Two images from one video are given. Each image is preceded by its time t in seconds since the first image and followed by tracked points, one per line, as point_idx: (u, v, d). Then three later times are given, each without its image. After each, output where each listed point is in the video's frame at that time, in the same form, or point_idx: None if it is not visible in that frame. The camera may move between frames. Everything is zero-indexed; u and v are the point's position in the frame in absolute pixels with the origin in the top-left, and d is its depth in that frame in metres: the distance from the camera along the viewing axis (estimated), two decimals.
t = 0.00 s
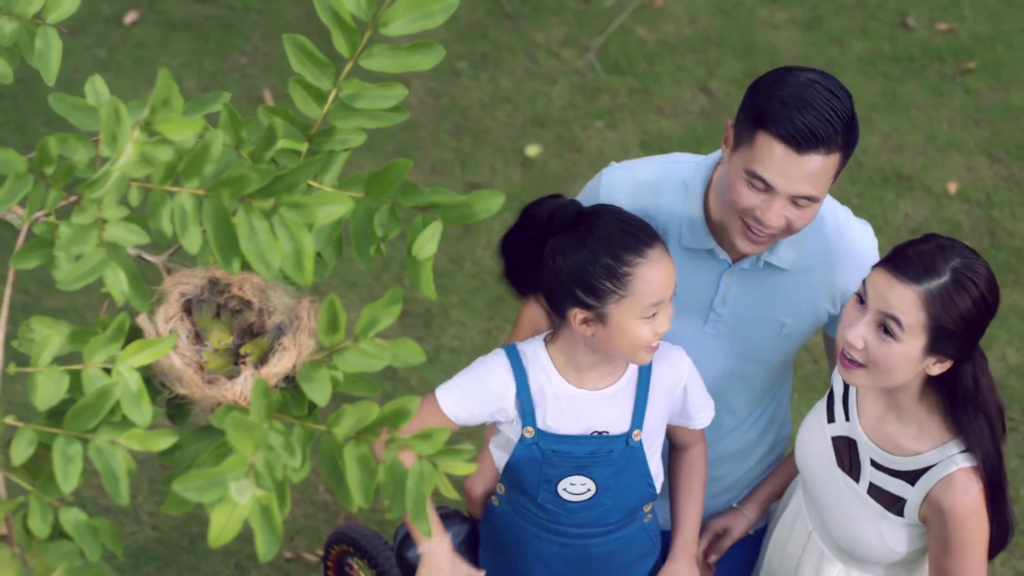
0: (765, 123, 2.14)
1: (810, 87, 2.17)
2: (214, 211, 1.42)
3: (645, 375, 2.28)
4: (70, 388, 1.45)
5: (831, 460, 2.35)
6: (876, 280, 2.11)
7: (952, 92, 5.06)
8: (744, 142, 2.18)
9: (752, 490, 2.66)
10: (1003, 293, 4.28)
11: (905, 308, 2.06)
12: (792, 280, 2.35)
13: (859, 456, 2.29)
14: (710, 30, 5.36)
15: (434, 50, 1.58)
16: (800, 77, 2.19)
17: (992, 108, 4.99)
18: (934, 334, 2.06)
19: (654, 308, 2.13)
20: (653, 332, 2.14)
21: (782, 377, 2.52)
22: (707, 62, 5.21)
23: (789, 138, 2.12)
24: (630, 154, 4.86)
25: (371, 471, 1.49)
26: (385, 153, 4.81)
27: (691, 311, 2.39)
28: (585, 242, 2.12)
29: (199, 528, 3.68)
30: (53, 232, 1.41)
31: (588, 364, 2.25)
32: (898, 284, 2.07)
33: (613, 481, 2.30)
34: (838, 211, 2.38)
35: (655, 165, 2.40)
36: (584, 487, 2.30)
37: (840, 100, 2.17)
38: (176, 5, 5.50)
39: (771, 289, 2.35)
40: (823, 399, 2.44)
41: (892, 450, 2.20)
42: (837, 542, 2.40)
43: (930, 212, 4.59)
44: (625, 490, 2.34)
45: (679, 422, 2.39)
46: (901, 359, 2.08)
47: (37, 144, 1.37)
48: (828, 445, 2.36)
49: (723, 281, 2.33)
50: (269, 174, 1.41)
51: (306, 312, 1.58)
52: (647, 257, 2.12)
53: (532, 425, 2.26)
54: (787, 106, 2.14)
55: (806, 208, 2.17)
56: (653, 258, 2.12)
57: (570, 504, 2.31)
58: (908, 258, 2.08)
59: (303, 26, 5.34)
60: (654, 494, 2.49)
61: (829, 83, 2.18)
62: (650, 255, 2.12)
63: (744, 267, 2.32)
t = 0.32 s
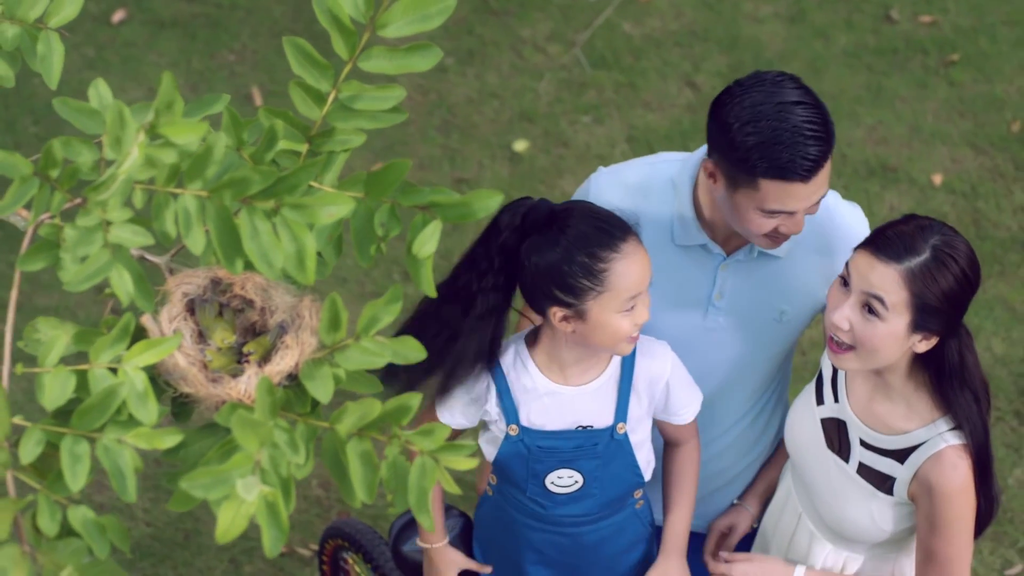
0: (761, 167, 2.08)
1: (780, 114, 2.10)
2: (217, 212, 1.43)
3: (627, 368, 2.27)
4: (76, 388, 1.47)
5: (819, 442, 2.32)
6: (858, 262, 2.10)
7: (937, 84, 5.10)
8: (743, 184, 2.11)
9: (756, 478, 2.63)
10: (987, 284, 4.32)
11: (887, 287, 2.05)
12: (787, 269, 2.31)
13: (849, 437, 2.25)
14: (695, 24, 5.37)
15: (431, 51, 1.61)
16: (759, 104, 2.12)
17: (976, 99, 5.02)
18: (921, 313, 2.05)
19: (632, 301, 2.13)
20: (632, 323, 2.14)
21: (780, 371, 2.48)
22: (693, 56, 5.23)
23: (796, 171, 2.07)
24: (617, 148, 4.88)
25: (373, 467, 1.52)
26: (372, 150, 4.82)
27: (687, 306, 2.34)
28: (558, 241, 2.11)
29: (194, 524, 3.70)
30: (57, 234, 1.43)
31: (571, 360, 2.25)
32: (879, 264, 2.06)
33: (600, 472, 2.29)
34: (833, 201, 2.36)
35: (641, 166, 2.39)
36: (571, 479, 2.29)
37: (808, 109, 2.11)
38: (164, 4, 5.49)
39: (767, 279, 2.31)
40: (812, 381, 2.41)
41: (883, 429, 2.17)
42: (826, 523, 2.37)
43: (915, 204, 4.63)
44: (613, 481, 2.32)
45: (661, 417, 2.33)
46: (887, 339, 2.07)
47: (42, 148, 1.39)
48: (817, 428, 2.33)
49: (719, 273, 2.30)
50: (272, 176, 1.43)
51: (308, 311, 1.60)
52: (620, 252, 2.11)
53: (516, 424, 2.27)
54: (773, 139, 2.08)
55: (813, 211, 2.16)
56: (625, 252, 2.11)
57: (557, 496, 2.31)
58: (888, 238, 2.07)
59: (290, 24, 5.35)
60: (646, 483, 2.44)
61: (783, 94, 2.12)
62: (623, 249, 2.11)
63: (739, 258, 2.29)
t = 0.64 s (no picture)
0: (728, 179, 2.09)
1: (739, 124, 2.10)
2: (221, 215, 1.45)
3: (611, 366, 2.27)
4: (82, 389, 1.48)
5: (822, 423, 2.34)
6: (852, 251, 2.13)
7: (924, 80, 5.14)
8: (712, 195, 2.13)
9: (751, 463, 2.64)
10: (976, 279, 4.36)
11: (880, 274, 2.07)
12: (764, 255, 2.34)
13: (851, 420, 2.27)
14: (683, 21, 5.40)
15: (429, 54, 1.64)
16: (716, 114, 2.12)
17: (964, 95, 5.06)
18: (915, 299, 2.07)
19: (598, 300, 2.12)
20: (599, 324, 2.12)
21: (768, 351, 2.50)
22: (681, 54, 5.25)
23: (761, 179, 2.08)
24: (606, 145, 4.90)
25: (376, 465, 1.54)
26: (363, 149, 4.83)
27: (669, 301, 2.36)
28: (529, 237, 2.12)
29: (189, 523, 3.71)
30: (63, 237, 1.45)
31: (552, 356, 2.27)
32: (872, 253, 2.09)
33: (584, 462, 2.30)
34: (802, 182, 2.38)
35: (607, 168, 2.42)
36: (555, 469, 2.31)
37: (765, 115, 2.11)
38: (154, 4, 5.49)
39: (744, 267, 2.34)
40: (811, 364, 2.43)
41: (886, 412, 2.19)
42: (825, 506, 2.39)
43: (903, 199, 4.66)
44: (596, 469, 2.32)
45: (648, 415, 2.33)
46: (884, 326, 2.09)
47: (47, 152, 1.41)
48: (818, 412, 2.35)
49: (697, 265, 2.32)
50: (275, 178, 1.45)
51: (309, 310, 1.62)
52: (586, 251, 2.10)
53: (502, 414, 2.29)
54: (736, 149, 2.09)
55: (781, 205, 2.19)
56: (594, 249, 2.11)
57: (542, 483, 2.33)
58: (880, 227, 2.10)
59: (280, 24, 5.36)
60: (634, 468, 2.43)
61: (739, 103, 2.12)
62: (590, 248, 2.11)
63: (715, 249, 2.31)
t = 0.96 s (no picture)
0: (693, 180, 2.10)
1: (698, 123, 2.11)
2: (223, 217, 1.46)
3: (597, 356, 2.27)
4: (87, 390, 1.50)
5: (823, 413, 2.36)
6: (852, 237, 2.17)
7: (913, 76, 5.17)
8: (680, 195, 2.15)
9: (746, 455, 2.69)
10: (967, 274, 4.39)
11: (869, 265, 2.11)
12: (736, 245, 2.35)
13: (852, 412, 2.29)
14: (674, 19, 5.42)
15: (427, 56, 1.65)
16: (674, 114, 2.13)
17: (953, 91, 5.09)
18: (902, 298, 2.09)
19: (582, 298, 2.12)
20: (582, 320, 2.13)
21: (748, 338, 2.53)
22: (672, 51, 5.27)
23: (724, 177, 2.09)
24: (598, 143, 4.91)
25: (378, 463, 1.55)
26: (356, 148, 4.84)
27: (644, 294, 2.39)
28: (514, 233, 2.12)
29: (184, 522, 3.71)
30: (66, 239, 1.46)
31: (538, 346, 2.26)
32: (868, 244, 2.12)
33: (573, 449, 2.32)
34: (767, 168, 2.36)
35: (576, 163, 2.43)
36: (546, 457, 2.33)
37: (721, 112, 2.12)
38: (146, 5, 5.49)
39: (719, 257, 2.36)
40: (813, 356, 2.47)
41: (890, 403, 2.21)
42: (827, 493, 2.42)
43: (893, 195, 4.69)
44: (587, 455, 2.35)
45: (631, 400, 2.34)
46: (870, 315, 2.13)
47: (51, 155, 1.42)
48: (819, 401, 2.37)
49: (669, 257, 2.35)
50: (275, 180, 1.47)
51: (310, 311, 1.64)
52: (571, 250, 2.10)
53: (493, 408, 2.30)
54: (696, 147, 2.09)
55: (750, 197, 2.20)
56: (577, 247, 2.11)
57: (535, 471, 2.35)
58: (882, 219, 2.12)
59: (273, 24, 5.37)
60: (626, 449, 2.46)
61: (695, 102, 2.12)
62: (575, 247, 2.11)
63: (686, 242, 2.34)
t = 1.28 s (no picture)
0: (679, 164, 2.12)
1: (678, 109, 2.13)
2: (224, 219, 1.47)
3: (598, 352, 2.29)
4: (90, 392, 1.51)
5: (824, 411, 2.39)
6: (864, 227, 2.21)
7: (904, 74, 5.20)
8: (668, 181, 2.16)
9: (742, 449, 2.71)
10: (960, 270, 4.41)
11: (860, 255, 2.18)
12: (720, 238, 2.37)
13: (853, 414, 2.31)
14: (665, 18, 5.44)
15: (426, 58, 1.67)
16: (653, 102, 2.15)
17: (943, 89, 5.12)
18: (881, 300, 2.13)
19: (573, 297, 2.14)
20: (572, 317, 2.15)
21: (734, 329, 2.54)
22: (664, 50, 5.28)
23: (711, 157, 2.11)
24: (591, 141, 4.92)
25: (379, 462, 1.56)
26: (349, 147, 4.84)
27: (628, 286, 2.40)
28: (511, 227, 2.15)
29: (181, 521, 3.69)
30: (70, 241, 1.48)
31: (537, 341, 2.29)
32: (869, 237, 2.17)
33: (573, 447, 2.33)
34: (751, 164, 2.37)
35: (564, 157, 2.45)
36: (546, 453, 2.33)
37: (698, 96, 2.14)
38: (139, 6, 5.49)
39: (703, 249, 2.37)
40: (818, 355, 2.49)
41: (890, 411, 2.23)
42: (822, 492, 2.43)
43: (885, 193, 4.71)
44: (585, 453, 2.36)
45: (629, 397, 2.36)
46: (852, 304, 2.20)
47: (53, 158, 1.43)
48: (823, 400, 2.40)
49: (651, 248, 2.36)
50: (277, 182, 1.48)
51: (311, 311, 1.65)
52: (565, 247, 2.12)
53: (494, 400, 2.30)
54: (678, 135, 2.11)
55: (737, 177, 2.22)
56: (571, 245, 2.12)
57: (534, 468, 2.35)
58: (895, 222, 2.14)
59: (266, 25, 5.37)
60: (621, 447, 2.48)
61: (671, 89, 2.15)
62: (570, 245, 2.12)
63: (669, 233, 2.35)
